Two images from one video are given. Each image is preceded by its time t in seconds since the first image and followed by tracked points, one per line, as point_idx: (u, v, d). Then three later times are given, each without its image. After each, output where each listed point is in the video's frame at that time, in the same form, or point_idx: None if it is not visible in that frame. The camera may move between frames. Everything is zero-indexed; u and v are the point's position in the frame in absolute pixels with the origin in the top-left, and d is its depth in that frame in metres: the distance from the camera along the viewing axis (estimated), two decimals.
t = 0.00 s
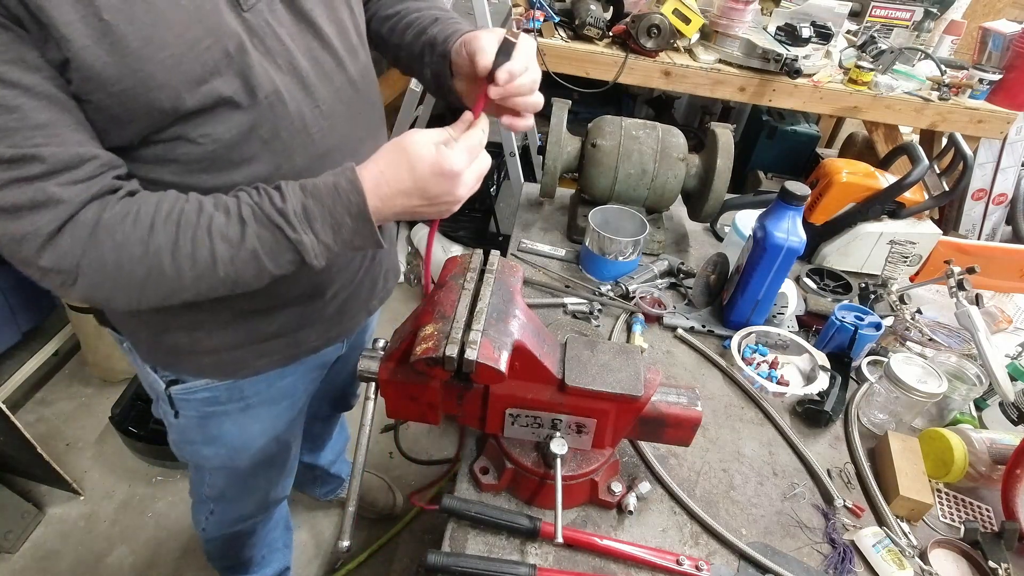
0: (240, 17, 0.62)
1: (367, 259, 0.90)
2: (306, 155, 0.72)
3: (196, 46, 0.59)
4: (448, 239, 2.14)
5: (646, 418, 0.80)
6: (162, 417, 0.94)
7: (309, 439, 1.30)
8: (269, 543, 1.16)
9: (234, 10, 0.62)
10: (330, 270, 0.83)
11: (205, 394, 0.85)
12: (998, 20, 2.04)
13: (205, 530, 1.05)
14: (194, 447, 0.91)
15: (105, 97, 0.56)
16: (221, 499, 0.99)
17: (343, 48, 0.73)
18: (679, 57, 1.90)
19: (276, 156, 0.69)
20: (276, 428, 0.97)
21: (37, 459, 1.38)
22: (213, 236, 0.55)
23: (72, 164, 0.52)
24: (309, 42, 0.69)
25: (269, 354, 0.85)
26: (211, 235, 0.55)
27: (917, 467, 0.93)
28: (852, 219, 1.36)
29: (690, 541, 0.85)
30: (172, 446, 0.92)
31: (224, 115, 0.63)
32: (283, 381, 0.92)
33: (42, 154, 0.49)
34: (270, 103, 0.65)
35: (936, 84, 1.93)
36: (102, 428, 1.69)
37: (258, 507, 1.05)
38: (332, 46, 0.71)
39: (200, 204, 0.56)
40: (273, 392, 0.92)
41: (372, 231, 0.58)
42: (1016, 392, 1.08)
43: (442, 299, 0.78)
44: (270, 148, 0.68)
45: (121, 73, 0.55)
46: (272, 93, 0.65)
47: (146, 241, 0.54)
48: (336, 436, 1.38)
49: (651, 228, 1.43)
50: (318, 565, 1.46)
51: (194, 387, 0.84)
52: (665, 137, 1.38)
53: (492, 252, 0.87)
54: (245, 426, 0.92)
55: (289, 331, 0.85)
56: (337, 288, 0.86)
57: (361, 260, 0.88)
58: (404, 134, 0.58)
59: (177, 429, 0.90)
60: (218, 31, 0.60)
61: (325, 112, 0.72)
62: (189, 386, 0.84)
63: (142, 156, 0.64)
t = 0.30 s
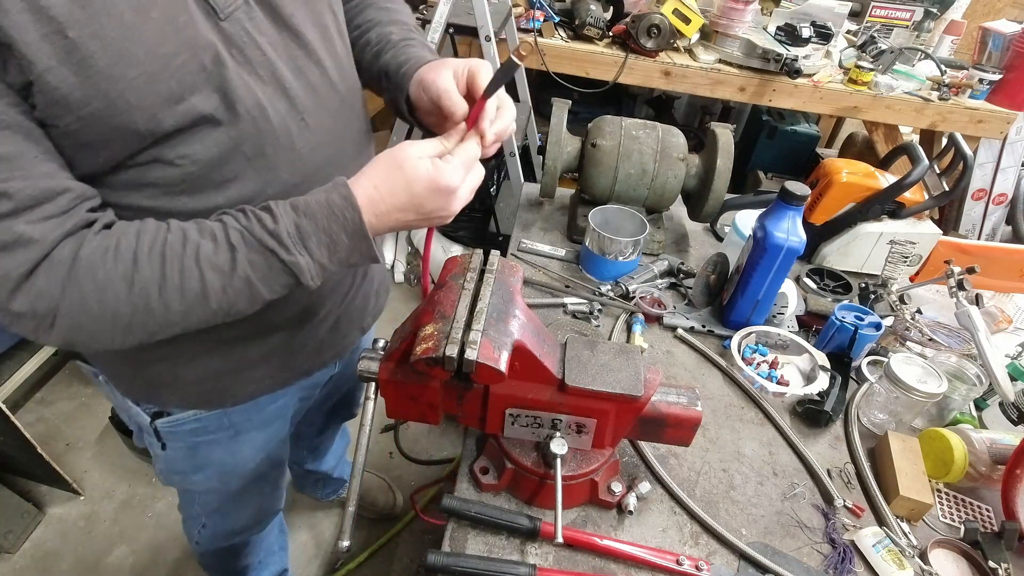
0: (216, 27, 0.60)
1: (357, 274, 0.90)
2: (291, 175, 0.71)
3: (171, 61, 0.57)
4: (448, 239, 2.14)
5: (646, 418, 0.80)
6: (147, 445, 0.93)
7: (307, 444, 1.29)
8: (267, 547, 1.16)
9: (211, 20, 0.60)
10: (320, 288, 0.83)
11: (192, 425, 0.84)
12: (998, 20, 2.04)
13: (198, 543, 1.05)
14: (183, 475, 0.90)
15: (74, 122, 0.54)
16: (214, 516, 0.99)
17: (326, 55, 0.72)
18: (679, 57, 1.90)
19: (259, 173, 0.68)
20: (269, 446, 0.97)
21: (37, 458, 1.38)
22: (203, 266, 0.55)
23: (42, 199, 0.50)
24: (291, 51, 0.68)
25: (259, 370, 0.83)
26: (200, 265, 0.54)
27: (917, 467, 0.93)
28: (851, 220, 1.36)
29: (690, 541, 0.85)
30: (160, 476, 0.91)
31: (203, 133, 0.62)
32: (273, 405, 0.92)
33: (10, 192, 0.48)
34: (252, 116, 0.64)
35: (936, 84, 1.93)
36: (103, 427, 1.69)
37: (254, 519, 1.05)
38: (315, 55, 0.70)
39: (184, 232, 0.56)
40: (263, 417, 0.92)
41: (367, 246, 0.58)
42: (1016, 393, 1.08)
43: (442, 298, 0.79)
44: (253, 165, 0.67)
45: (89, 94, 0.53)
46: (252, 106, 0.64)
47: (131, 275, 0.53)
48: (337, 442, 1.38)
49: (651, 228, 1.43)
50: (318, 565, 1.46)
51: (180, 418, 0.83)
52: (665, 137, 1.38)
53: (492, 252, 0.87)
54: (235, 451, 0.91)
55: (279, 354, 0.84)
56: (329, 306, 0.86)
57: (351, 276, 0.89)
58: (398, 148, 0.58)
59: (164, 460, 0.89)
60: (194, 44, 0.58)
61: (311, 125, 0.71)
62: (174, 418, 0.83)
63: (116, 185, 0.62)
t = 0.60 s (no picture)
0: (199, 37, 0.59)
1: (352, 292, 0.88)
2: (280, 186, 0.67)
3: (151, 75, 0.55)
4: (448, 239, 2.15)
5: (646, 418, 0.80)
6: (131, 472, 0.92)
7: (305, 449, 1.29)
8: (264, 552, 1.15)
9: (193, 30, 0.58)
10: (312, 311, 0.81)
11: (182, 454, 0.83)
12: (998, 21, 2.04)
13: (191, 557, 1.05)
14: (173, 501, 0.90)
15: (47, 142, 0.51)
16: (207, 530, 0.99)
17: (311, 65, 0.70)
18: (679, 57, 1.90)
19: (246, 186, 0.65)
20: (260, 464, 0.97)
21: (37, 458, 1.38)
22: (185, 305, 0.52)
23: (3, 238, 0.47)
24: (275, 60, 0.65)
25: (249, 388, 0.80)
26: (178, 303, 0.52)
27: (916, 467, 0.93)
28: (851, 220, 1.36)
29: (690, 541, 0.85)
30: (148, 502, 0.91)
31: (188, 151, 0.59)
32: (263, 427, 0.92)
33: None
34: (238, 130, 0.62)
35: (936, 84, 1.93)
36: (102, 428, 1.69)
37: (249, 532, 1.04)
38: (301, 64, 0.68)
39: (159, 272, 0.53)
40: (254, 440, 0.92)
41: (350, 282, 0.56)
42: (1016, 393, 1.08)
43: (442, 298, 0.79)
44: (240, 181, 0.64)
45: (66, 113, 0.51)
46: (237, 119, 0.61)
47: (105, 317, 0.50)
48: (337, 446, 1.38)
49: (651, 228, 1.43)
50: (318, 565, 1.46)
51: (169, 448, 0.82)
52: (665, 137, 1.38)
53: (492, 252, 0.87)
54: (226, 474, 0.91)
55: (276, 376, 0.82)
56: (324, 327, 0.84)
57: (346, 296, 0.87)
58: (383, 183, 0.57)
59: (153, 488, 0.88)
60: (174, 57, 0.56)
61: (296, 136, 0.68)
62: (162, 449, 0.82)
63: (92, 210, 0.59)
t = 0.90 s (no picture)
0: (189, 44, 0.57)
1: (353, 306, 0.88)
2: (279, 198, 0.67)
3: (129, 84, 0.54)
4: (448, 239, 2.15)
5: (646, 418, 0.80)
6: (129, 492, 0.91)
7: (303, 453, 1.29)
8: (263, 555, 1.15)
9: (183, 37, 0.57)
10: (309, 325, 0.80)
11: (184, 473, 0.83)
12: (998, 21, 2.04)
13: (192, 567, 1.05)
14: (174, 519, 0.90)
15: (13, 153, 0.50)
16: (204, 541, 0.98)
17: (305, 74, 0.70)
18: (679, 57, 1.90)
19: (244, 199, 0.64)
20: (263, 479, 0.97)
21: (37, 459, 1.38)
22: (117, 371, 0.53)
23: None
24: (267, 67, 0.64)
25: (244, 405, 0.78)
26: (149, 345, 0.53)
27: (916, 467, 0.93)
28: (852, 220, 1.36)
29: (690, 541, 0.85)
30: (148, 521, 0.91)
31: (177, 162, 0.59)
32: (264, 442, 0.93)
33: None
34: (228, 141, 0.61)
35: (936, 84, 1.93)
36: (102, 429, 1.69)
37: (249, 541, 1.04)
38: (293, 73, 0.67)
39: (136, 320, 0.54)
40: (256, 454, 0.92)
41: (210, 374, 0.55)
42: (1016, 393, 1.08)
43: (442, 298, 0.79)
44: (232, 195, 0.63)
45: (31, 123, 0.50)
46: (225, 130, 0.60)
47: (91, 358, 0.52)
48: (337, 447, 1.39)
49: (651, 228, 1.43)
50: (318, 565, 1.46)
51: (171, 468, 0.82)
52: (665, 137, 1.38)
53: (492, 252, 0.86)
54: (228, 490, 0.92)
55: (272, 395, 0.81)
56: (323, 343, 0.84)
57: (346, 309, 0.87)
58: (255, 273, 0.54)
59: (154, 508, 0.88)
60: (154, 66, 0.55)
61: (294, 147, 0.68)
62: (164, 468, 0.82)
63: (76, 223, 0.58)
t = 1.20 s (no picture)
0: (185, 46, 0.57)
1: (347, 310, 0.89)
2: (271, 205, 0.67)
3: (118, 84, 0.54)
4: (448, 239, 2.15)
5: (646, 418, 0.80)
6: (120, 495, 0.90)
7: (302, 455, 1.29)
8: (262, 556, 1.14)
9: (179, 39, 0.56)
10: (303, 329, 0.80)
11: (171, 479, 0.83)
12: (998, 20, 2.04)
13: (189, 567, 1.05)
14: (163, 523, 0.89)
15: None
16: (200, 544, 0.98)
17: (305, 81, 0.69)
18: (679, 57, 1.90)
19: (236, 206, 0.64)
20: (253, 486, 0.97)
21: (36, 458, 1.38)
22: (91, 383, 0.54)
23: None
24: (267, 73, 0.64)
25: (236, 408, 0.79)
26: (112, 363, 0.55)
27: (917, 467, 0.93)
28: (852, 220, 1.36)
29: (690, 541, 0.85)
30: (138, 525, 0.90)
31: (166, 165, 0.59)
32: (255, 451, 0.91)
33: None
34: (219, 145, 0.61)
35: (936, 84, 1.93)
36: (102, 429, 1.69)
37: (246, 543, 1.04)
38: (293, 78, 0.67)
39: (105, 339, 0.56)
40: (247, 462, 0.91)
41: (156, 410, 0.58)
42: (1016, 393, 1.08)
43: (442, 298, 0.79)
44: (223, 203, 0.63)
45: (9, 118, 0.50)
46: (217, 134, 0.60)
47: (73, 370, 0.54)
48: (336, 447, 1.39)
49: (651, 228, 1.43)
50: (317, 565, 1.46)
51: (157, 474, 0.81)
52: (665, 137, 1.38)
53: (492, 252, 0.86)
54: (218, 496, 0.91)
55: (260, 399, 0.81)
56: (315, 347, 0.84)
57: (340, 313, 0.87)
58: (217, 313, 0.57)
59: (142, 512, 0.87)
60: (146, 68, 0.55)
61: (289, 153, 0.68)
62: (151, 474, 0.81)
63: (59, 223, 0.58)
